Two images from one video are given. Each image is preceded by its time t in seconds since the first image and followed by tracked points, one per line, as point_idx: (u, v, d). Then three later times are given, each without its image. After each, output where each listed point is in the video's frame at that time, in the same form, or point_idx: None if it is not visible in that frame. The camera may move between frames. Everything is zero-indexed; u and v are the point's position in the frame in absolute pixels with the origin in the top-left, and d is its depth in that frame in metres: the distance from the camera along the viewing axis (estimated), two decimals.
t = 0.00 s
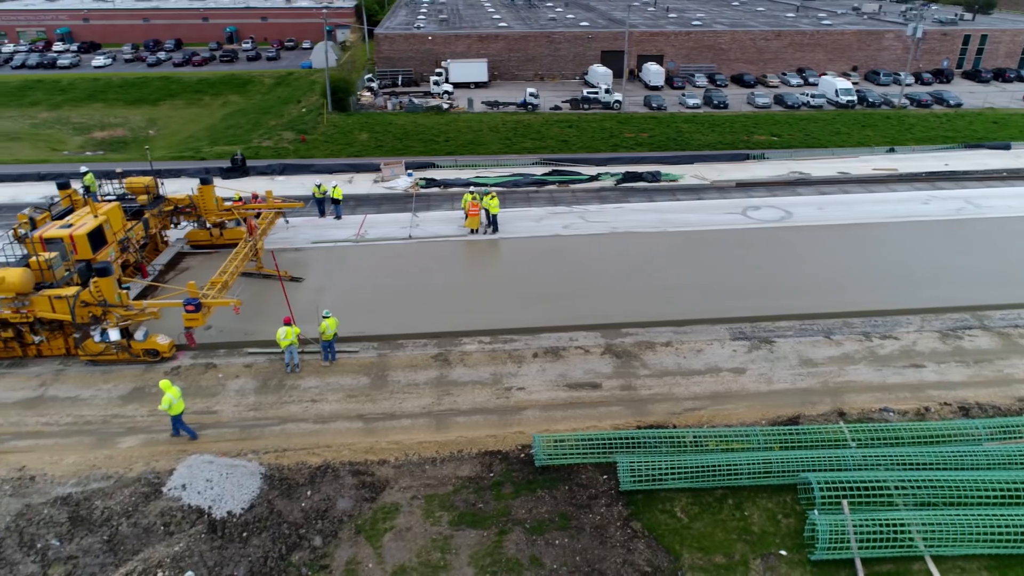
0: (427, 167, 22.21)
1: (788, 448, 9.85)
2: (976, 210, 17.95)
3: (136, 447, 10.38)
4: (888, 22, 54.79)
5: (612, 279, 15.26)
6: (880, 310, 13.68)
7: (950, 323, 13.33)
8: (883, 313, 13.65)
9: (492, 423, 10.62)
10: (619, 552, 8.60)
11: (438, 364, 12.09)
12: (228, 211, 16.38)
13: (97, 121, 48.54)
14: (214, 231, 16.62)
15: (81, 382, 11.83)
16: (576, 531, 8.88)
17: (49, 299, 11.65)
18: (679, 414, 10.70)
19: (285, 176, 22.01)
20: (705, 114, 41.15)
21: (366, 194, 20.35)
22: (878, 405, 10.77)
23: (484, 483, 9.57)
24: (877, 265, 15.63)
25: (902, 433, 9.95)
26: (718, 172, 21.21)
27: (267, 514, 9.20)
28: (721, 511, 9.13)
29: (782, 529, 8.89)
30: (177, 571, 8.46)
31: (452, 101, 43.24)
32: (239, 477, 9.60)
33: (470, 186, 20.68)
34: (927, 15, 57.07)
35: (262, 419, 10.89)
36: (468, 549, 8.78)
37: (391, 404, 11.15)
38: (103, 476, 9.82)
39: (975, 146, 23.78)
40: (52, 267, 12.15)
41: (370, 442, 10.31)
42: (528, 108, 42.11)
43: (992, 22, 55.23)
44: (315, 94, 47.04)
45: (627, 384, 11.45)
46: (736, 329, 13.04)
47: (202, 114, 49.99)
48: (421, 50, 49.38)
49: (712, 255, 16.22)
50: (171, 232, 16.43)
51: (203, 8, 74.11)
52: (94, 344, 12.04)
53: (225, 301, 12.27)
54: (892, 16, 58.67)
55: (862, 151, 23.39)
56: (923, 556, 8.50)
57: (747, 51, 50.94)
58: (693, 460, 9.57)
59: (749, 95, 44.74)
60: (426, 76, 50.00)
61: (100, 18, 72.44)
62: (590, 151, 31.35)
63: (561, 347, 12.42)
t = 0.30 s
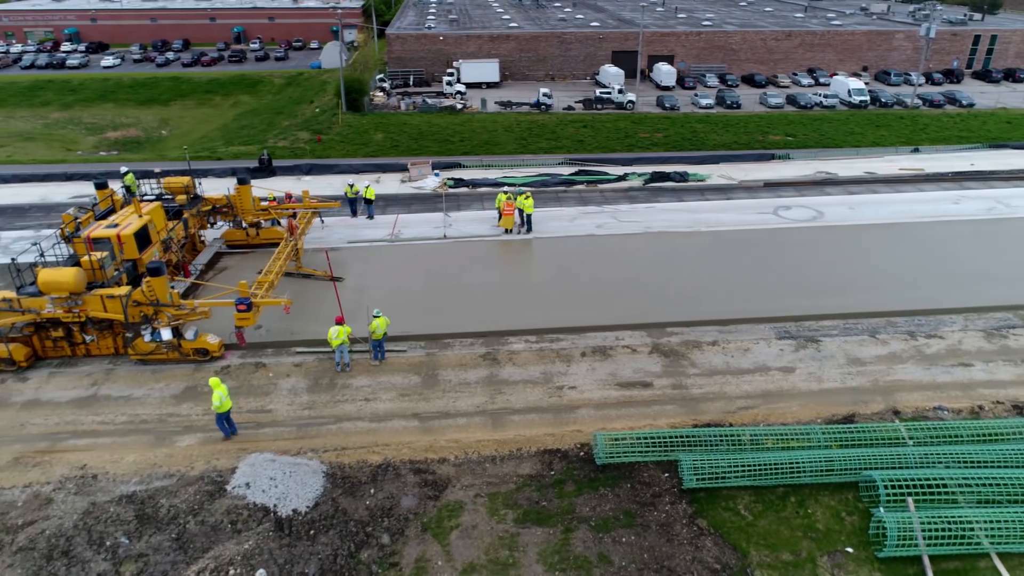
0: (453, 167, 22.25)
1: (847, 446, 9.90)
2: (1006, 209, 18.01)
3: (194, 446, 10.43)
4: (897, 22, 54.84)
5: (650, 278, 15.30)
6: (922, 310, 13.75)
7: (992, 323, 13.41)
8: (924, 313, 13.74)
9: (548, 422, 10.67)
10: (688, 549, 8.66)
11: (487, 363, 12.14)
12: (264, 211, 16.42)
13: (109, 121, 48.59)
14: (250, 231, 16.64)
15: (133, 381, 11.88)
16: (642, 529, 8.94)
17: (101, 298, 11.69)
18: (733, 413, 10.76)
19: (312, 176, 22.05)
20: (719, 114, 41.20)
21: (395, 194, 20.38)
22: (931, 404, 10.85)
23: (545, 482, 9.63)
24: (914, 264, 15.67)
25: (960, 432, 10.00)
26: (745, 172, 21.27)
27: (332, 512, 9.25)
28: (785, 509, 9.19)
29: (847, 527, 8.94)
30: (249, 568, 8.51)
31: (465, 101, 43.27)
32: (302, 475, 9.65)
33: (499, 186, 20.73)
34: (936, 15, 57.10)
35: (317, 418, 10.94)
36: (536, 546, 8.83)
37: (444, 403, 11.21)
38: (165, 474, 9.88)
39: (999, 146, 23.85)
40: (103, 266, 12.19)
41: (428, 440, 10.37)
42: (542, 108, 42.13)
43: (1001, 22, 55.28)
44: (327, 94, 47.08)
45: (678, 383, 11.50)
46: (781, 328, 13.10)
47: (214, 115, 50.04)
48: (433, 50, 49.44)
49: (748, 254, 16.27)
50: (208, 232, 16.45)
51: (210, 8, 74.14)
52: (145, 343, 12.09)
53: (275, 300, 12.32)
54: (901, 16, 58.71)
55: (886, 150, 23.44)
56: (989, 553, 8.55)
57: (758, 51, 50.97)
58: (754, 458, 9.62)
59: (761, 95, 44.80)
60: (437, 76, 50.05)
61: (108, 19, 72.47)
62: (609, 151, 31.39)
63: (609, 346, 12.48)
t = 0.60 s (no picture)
0: (480, 166, 22.29)
1: (905, 443, 9.97)
2: None
3: (253, 444, 10.48)
4: (908, 21, 54.88)
5: (689, 278, 15.36)
6: (964, 309, 13.82)
7: None
8: (965, 311, 13.82)
9: (603, 420, 10.74)
10: (756, 546, 8.72)
11: (536, 361, 12.20)
12: (301, 211, 16.47)
13: (122, 121, 48.67)
14: (287, 231, 16.69)
15: (185, 379, 11.95)
16: (707, 525, 9.00)
17: (154, 297, 11.75)
18: (787, 411, 10.83)
19: (339, 176, 22.09)
20: (733, 113, 41.23)
21: (424, 194, 20.43)
22: (983, 402, 10.93)
23: (607, 479, 9.69)
24: (951, 263, 15.72)
25: (1017, 430, 10.06)
26: (772, 172, 21.33)
27: (398, 509, 9.32)
28: (848, 506, 9.25)
29: (911, 524, 9.01)
30: (320, 566, 8.57)
31: (479, 100, 43.31)
32: (366, 473, 9.72)
33: (527, 186, 20.79)
34: (946, 15, 57.16)
35: (372, 416, 11.01)
36: (602, 543, 8.89)
37: (497, 401, 11.27)
38: (227, 472, 9.94)
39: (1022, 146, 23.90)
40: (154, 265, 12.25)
41: (486, 439, 10.42)
42: (556, 108, 42.15)
43: (1012, 21, 55.28)
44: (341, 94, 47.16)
45: (729, 381, 11.57)
46: (825, 326, 13.19)
47: (226, 115, 50.12)
48: (445, 50, 49.48)
49: (784, 253, 16.31)
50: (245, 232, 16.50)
51: (218, 9, 74.12)
52: (197, 341, 12.16)
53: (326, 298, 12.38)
54: (910, 16, 58.73)
55: (910, 150, 23.49)
56: None
57: (769, 51, 50.99)
58: (814, 456, 9.69)
59: (774, 95, 44.83)
60: (449, 76, 50.10)
61: (116, 19, 72.50)
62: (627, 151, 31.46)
63: (656, 345, 12.54)
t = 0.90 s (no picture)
0: (506, 167, 22.37)
1: (962, 441, 10.05)
2: None
3: (313, 442, 10.55)
4: (918, 21, 54.94)
5: (728, 277, 15.44)
6: (1006, 307, 13.89)
7: None
8: (1007, 310, 13.88)
9: (658, 418, 10.81)
10: (822, 542, 8.80)
11: (585, 360, 12.28)
12: (339, 211, 16.55)
13: (134, 122, 48.78)
14: (324, 231, 16.76)
15: (238, 378, 12.02)
16: (773, 522, 9.08)
17: (207, 296, 11.83)
18: (841, 409, 10.91)
19: (366, 176, 22.16)
20: (747, 113, 41.26)
21: (453, 194, 20.51)
22: None
23: (668, 477, 9.77)
24: (988, 261, 15.78)
25: None
26: (799, 172, 21.41)
27: (463, 506, 9.39)
28: (910, 503, 9.33)
29: (974, 521, 9.09)
30: (392, 562, 8.65)
31: (492, 101, 43.39)
32: (429, 471, 9.80)
33: (556, 185, 20.86)
34: (955, 15, 57.22)
35: (428, 414, 11.08)
36: (670, 540, 8.97)
37: (551, 399, 11.35)
38: (291, 470, 10.01)
39: None
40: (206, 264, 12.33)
41: (544, 437, 10.50)
42: (569, 108, 42.21)
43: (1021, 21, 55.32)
44: (353, 95, 47.23)
45: (780, 379, 11.65)
46: (870, 325, 13.28)
47: (238, 115, 50.21)
48: (456, 50, 49.55)
49: (820, 252, 16.39)
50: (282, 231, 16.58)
51: (226, 9, 74.21)
52: (248, 340, 12.22)
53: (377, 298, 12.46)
54: (919, 16, 58.78)
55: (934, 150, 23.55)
56: None
57: (780, 51, 51.04)
58: (874, 453, 9.77)
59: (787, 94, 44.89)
60: (461, 76, 50.16)
61: (124, 19, 72.61)
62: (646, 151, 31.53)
63: (703, 344, 12.62)
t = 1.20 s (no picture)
0: (533, 167, 22.45)
1: (1020, 438, 10.13)
2: None
3: (372, 439, 10.63)
4: (928, 21, 55.01)
5: (767, 276, 15.53)
6: None
7: None
8: None
9: (714, 416, 10.90)
10: (889, 537, 8.89)
11: (635, 358, 12.37)
12: (376, 211, 16.65)
13: (148, 122, 48.89)
14: (362, 230, 16.84)
15: (291, 376, 12.11)
16: (837, 518, 9.17)
17: (261, 296, 11.90)
18: (895, 406, 11.00)
19: (394, 176, 22.27)
20: (761, 113, 41.30)
21: (483, 194, 20.59)
22: None
23: (730, 473, 9.86)
24: None
25: None
26: (826, 171, 21.50)
27: (529, 503, 9.49)
28: (972, 500, 9.43)
29: None
30: (464, 558, 8.74)
31: (507, 101, 43.49)
32: (493, 468, 9.92)
33: (585, 185, 20.95)
34: (965, 15, 57.28)
35: (484, 412, 11.17)
36: (736, 535, 9.05)
37: (605, 397, 11.43)
38: (354, 467, 10.10)
39: None
40: (258, 264, 12.44)
41: (602, 434, 10.59)
42: (583, 108, 42.28)
43: None
44: (366, 95, 47.32)
45: (831, 377, 11.75)
46: (913, 324, 13.39)
47: (251, 115, 50.31)
48: (469, 51, 49.66)
49: (855, 250, 16.48)
50: (321, 231, 16.66)
51: (235, 10, 74.33)
52: (300, 339, 12.30)
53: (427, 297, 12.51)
54: (929, 16, 58.82)
55: (959, 150, 23.63)
56: None
57: (792, 50, 51.09)
58: (933, 450, 9.87)
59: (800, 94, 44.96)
60: (473, 76, 50.25)
61: (133, 19, 72.72)
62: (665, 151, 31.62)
63: (750, 342, 12.72)
